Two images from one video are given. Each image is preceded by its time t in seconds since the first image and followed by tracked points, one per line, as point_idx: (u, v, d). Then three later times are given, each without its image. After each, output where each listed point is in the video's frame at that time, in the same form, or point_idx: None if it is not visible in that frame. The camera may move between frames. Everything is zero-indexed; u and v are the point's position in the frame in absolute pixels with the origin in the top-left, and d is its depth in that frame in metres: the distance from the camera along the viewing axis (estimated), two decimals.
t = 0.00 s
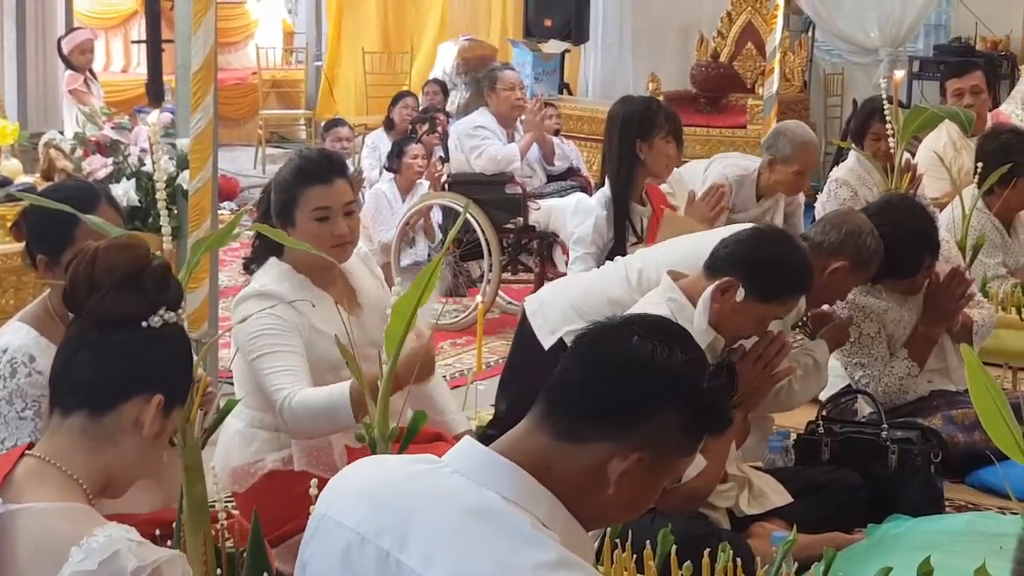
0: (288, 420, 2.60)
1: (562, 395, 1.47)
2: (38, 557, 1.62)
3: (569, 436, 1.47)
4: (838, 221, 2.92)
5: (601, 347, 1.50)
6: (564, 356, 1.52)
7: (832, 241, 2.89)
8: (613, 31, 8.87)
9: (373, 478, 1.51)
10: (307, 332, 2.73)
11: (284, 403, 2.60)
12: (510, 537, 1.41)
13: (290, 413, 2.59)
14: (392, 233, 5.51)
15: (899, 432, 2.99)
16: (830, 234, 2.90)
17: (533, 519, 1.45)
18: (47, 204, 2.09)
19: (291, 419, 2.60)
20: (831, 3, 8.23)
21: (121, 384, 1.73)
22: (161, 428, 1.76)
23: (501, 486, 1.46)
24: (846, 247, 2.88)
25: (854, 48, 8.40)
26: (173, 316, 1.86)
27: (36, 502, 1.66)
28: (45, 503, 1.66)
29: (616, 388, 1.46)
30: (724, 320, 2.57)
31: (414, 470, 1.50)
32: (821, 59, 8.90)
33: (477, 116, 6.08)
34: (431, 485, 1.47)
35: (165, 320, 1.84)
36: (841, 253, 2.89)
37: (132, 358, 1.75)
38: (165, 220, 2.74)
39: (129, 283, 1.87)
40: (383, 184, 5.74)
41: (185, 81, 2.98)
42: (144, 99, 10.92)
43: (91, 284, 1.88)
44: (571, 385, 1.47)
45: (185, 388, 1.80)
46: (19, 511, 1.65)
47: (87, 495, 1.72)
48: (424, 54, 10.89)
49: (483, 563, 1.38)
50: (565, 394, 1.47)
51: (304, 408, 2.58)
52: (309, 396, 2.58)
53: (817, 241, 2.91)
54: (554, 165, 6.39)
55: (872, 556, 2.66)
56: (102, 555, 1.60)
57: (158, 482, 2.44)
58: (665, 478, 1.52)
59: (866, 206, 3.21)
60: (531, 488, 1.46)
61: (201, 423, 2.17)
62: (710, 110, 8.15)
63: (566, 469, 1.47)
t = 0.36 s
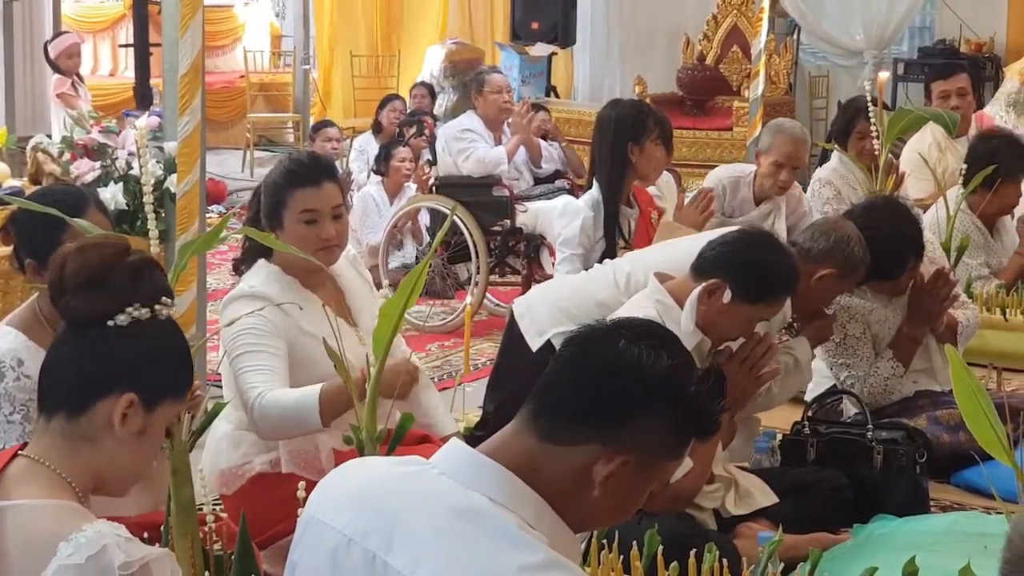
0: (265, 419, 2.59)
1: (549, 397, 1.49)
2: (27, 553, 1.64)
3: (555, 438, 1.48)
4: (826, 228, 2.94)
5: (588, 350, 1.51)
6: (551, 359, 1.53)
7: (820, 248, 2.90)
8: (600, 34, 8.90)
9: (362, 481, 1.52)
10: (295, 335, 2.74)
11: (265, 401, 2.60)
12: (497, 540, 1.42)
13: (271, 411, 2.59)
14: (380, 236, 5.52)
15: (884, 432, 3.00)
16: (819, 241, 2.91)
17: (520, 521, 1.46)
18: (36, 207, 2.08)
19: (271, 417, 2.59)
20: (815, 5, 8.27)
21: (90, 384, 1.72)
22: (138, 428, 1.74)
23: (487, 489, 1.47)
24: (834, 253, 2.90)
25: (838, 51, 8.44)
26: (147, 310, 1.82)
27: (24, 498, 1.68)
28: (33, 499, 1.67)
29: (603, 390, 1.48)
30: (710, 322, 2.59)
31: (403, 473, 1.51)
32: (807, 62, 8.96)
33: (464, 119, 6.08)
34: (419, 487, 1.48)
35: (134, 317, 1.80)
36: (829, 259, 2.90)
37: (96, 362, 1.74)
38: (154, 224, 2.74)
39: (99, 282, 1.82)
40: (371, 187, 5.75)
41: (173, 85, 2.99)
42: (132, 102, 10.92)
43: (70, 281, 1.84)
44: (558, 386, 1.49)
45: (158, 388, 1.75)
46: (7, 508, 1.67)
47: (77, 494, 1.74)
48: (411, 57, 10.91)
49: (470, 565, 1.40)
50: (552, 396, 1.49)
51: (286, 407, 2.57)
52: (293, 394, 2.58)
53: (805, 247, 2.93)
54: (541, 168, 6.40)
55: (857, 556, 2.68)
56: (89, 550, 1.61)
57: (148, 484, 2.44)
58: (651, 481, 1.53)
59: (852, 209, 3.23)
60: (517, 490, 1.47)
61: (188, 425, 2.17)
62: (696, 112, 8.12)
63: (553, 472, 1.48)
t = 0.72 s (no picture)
0: (248, 424, 2.58)
1: (532, 402, 1.49)
2: (21, 551, 1.64)
3: (538, 443, 1.48)
4: (810, 231, 2.93)
5: (571, 355, 1.51)
6: (534, 364, 1.53)
7: (805, 251, 2.90)
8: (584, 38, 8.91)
9: (345, 486, 1.52)
10: (278, 339, 2.73)
11: (248, 407, 2.58)
12: (480, 544, 1.42)
13: (254, 417, 2.57)
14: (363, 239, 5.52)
15: (868, 434, 2.99)
16: (803, 243, 2.91)
17: (503, 526, 1.46)
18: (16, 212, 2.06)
19: (254, 424, 2.58)
20: (798, 8, 8.29)
21: (55, 390, 1.72)
22: (108, 430, 1.73)
23: (470, 493, 1.47)
24: (818, 256, 2.90)
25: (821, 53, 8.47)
26: (97, 309, 1.79)
27: (17, 497, 1.69)
28: (25, 498, 1.69)
29: (586, 395, 1.47)
30: (693, 325, 2.60)
31: (386, 477, 1.51)
32: (789, 65, 8.98)
33: (447, 123, 6.07)
34: (402, 491, 1.48)
35: (81, 320, 1.78)
36: (813, 263, 2.90)
37: (48, 370, 1.74)
38: (135, 228, 2.72)
39: (51, 288, 1.83)
40: (355, 190, 5.75)
41: (156, 89, 3.00)
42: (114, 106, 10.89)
43: (36, 289, 1.85)
44: (541, 391, 1.49)
45: (118, 388, 1.72)
46: None
47: (69, 495, 1.74)
48: (395, 60, 10.91)
49: (453, 568, 1.39)
50: (535, 401, 1.48)
51: (269, 412, 2.56)
52: (275, 400, 2.57)
53: (789, 250, 2.92)
54: (525, 171, 6.41)
55: (841, 558, 2.68)
56: (81, 548, 1.60)
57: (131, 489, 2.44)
58: (635, 486, 1.53)
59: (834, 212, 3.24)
60: (500, 495, 1.47)
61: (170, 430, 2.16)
62: (680, 115, 8.17)
63: (537, 477, 1.48)
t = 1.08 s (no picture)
0: (228, 427, 2.58)
1: (508, 404, 1.49)
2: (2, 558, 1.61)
3: (515, 445, 1.47)
4: (788, 234, 2.95)
5: (546, 358, 1.51)
6: (511, 367, 1.53)
7: (783, 254, 2.92)
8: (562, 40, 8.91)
9: (321, 489, 1.52)
10: (256, 342, 2.73)
11: (229, 409, 2.58)
12: (457, 546, 1.41)
13: (234, 419, 2.57)
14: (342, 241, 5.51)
15: (845, 436, 3.01)
16: (782, 247, 2.92)
17: (482, 529, 1.46)
18: None
19: (235, 427, 2.57)
20: (776, 11, 8.33)
21: (34, 403, 1.73)
22: (87, 442, 1.74)
23: (446, 495, 1.46)
24: (796, 259, 2.91)
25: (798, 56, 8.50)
26: (67, 321, 1.79)
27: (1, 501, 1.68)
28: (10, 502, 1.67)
29: (562, 397, 1.47)
30: (671, 327, 2.60)
31: (362, 479, 1.51)
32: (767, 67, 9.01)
33: (425, 125, 6.07)
34: (379, 493, 1.48)
35: (52, 334, 1.78)
36: (791, 265, 2.91)
37: (22, 384, 1.75)
38: (111, 231, 2.71)
39: (20, 302, 1.82)
40: (334, 193, 5.75)
41: (132, 92, 2.99)
42: (92, 110, 10.85)
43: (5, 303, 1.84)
44: (517, 393, 1.48)
45: (94, 403, 1.73)
46: None
47: (52, 502, 1.74)
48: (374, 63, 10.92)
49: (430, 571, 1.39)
50: (512, 404, 1.48)
51: (249, 416, 2.56)
52: (256, 403, 2.57)
53: (768, 253, 2.94)
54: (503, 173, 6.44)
55: (819, 559, 2.69)
56: (65, 555, 1.59)
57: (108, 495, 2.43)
58: (613, 488, 1.53)
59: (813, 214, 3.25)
60: (477, 497, 1.47)
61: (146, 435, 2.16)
62: (658, 117, 8.19)
63: (514, 480, 1.48)
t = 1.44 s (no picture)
0: (210, 427, 2.57)
1: (491, 406, 1.48)
2: None
3: (497, 446, 1.47)
4: (769, 236, 2.95)
5: (528, 360, 1.50)
6: (493, 369, 1.53)
7: (764, 255, 2.92)
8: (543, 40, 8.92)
9: (303, 490, 1.51)
10: (237, 343, 2.72)
11: (211, 410, 2.57)
12: (438, 548, 1.41)
13: (217, 420, 2.56)
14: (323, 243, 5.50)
15: (826, 437, 3.02)
16: (763, 248, 2.92)
17: (463, 531, 1.46)
18: None
19: (217, 428, 2.56)
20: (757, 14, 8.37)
21: (33, 420, 1.72)
22: (89, 457, 1.74)
23: (428, 497, 1.46)
24: (776, 261, 2.91)
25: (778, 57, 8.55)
26: (46, 345, 1.75)
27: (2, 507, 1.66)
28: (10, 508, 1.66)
29: (546, 399, 1.47)
30: (652, 329, 2.60)
31: (345, 481, 1.50)
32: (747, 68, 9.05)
33: (406, 126, 6.08)
34: (362, 495, 1.47)
35: (32, 361, 1.75)
36: (772, 267, 2.92)
37: (14, 405, 1.73)
38: (91, 234, 2.70)
39: None
40: (314, 194, 5.74)
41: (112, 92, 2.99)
42: (72, 110, 10.80)
43: None
44: (499, 395, 1.48)
45: (93, 421, 1.73)
46: None
47: (54, 511, 1.74)
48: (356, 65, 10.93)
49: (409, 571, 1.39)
50: (495, 405, 1.48)
51: (231, 417, 2.55)
52: (238, 404, 2.56)
53: (750, 255, 2.94)
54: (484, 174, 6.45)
55: (799, 560, 2.69)
56: (63, 562, 1.59)
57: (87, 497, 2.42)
58: (595, 490, 1.53)
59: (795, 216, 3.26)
60: (458, 498, 1.46)
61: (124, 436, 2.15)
62: (639, 119, 8.29)
63: (496, 481, 1.48)
